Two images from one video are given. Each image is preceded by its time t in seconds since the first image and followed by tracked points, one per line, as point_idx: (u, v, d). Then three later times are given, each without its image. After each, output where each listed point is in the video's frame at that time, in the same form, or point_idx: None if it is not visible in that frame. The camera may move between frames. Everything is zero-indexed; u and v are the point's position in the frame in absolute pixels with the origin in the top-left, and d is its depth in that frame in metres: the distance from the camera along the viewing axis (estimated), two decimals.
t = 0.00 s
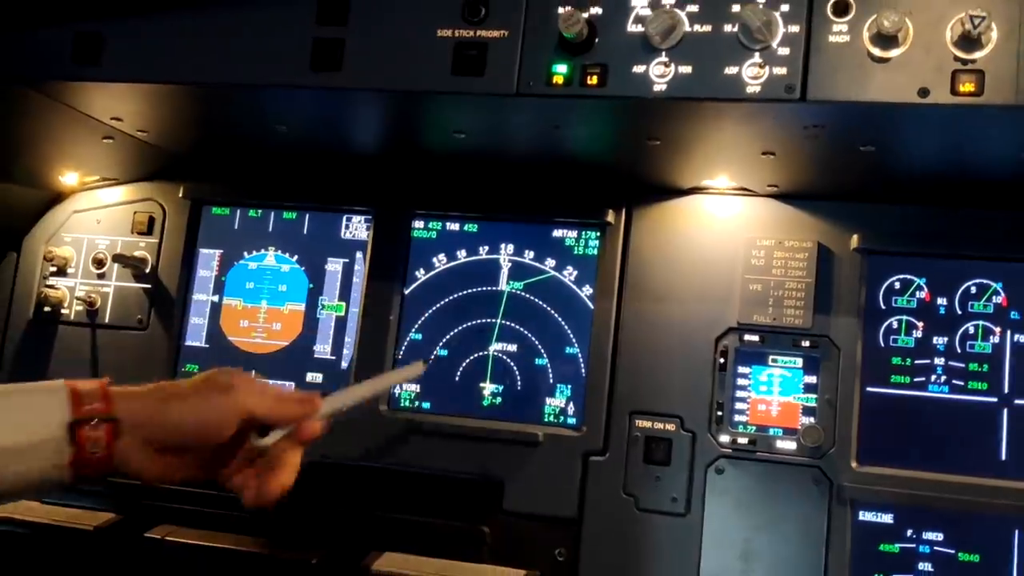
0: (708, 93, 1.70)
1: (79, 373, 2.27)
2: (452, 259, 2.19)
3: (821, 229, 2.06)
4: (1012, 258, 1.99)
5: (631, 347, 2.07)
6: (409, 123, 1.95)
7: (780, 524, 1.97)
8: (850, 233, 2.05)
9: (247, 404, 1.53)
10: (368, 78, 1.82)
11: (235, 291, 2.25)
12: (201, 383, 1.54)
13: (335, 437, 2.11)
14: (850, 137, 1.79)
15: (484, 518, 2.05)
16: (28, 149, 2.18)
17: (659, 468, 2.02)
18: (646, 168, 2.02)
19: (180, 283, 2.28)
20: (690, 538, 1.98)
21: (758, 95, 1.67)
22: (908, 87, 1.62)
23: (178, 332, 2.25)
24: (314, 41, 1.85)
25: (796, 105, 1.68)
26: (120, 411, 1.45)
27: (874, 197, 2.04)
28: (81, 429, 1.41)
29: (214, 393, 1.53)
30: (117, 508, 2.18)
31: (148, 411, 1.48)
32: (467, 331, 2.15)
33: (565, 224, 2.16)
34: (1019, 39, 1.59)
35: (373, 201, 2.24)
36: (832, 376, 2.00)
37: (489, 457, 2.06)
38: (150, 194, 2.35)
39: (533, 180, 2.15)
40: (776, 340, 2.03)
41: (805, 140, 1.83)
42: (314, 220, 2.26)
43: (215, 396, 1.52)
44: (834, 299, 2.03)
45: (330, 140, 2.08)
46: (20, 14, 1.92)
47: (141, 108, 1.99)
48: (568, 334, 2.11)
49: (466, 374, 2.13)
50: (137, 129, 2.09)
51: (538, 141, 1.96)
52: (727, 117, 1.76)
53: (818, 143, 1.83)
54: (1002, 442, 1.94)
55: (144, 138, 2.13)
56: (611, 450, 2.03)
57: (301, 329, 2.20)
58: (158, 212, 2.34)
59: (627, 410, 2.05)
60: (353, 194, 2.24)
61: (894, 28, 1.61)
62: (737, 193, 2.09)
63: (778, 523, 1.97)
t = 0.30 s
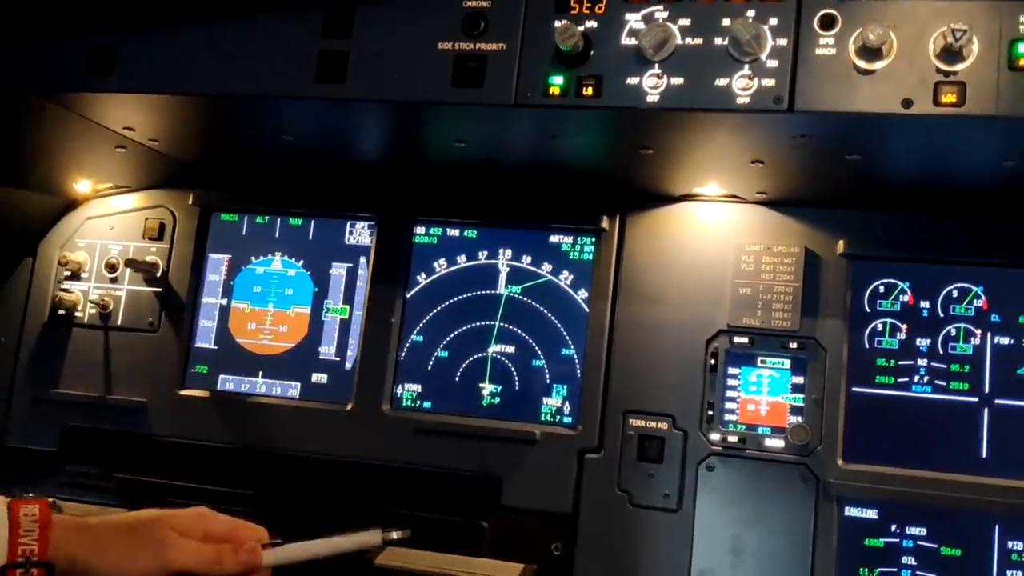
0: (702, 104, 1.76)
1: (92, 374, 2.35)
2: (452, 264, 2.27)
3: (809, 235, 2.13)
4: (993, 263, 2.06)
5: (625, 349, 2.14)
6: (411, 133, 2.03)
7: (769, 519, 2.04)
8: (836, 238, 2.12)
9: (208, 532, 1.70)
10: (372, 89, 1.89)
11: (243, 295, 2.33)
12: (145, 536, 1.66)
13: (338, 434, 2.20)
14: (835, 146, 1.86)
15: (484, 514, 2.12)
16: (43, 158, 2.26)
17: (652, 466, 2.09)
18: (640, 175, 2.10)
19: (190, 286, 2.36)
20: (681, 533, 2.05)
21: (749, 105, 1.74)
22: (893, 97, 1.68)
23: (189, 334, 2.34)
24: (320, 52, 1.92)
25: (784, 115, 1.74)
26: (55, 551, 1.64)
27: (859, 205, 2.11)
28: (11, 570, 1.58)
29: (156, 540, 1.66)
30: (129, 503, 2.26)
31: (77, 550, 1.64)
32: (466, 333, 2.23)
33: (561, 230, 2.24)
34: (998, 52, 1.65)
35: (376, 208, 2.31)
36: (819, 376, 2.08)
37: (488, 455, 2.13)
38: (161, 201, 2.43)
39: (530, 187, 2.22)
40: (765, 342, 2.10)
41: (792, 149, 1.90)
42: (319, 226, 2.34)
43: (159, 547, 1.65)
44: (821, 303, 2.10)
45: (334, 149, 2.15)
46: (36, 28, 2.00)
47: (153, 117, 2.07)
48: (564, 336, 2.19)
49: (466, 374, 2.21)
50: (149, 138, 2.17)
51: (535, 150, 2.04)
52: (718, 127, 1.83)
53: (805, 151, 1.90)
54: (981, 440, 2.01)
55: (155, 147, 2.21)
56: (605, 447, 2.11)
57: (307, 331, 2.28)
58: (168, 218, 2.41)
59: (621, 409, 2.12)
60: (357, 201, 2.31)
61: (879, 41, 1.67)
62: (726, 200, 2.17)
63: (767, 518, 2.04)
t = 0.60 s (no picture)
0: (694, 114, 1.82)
1: (104, 374, 2.42)
2: (453, 268, 2.34)
3: (797, 241, 2.21)
4: (976, 267, 2.13)
5: (619, 350, 2.22)
6: (413, 142, 2.10)
7: (758, 515, 2.11)
8: (823, 243, 2.20)
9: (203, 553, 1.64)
10: (375, 100, 1.96)
11: (250, 298, 2.40)
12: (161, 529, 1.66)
13: (343, 433, 2.27)
14: (822, 155, 1.93)
15: (483, 509, 2.19)
16: (56, 165, 2.33)
17: (645, 463, 2.16)
18: (634, 183, 2.17)
19: (199, 290, 2.43)
20: (674, 528, 2.13)
21: (739, 115, 1.80)
22: (878, 107, 1.75)
23: (198, 335, 2.41)
24: (325, 64, 1.99)
25: (774, 124, 1.81)
26: (70, 542, 1.65)
27: (846, 211, 2.19)
28: (29, 559, 1.63)
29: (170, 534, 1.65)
30: (140, 499, 2.34)
31: (96, 544, 1.64)
32: (467, 335, 2.30)
33: (558, 235, 2.31)
34: (980, 64, 1.72)
35: (378, 214, 2.39)
36: (808, 377, 2.15)
37: (488, 453, 2.21)
38: (171, 208, 2.51)
39: (528, 194, 2.30)
40: (755, 343, 2.17)
41: (781, 157, 1.97)
42: (324, 232, 2.42)
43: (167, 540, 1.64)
44: (808, 306, 2.18)
45: (338, 157, 2.23)
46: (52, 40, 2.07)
47: (164, 127, 2.14)
48: (561, 338, 2.26)
49: (466, 375, 2.28)
50: (159, 147, 2.25)
51: (533, 158, 2.11)
52: (710, 138, 1.90)
53: (794, 158, 1.96)
54: (964, 439, 2.09)
55: (165, 155, 2.29)
56: (601, 445, 2.18)
57: (312, 333, 2.36)
58: (178, 224, 2.49)
59: (616, 409, 2.20)
60: (360, 208, 2.39)
61: (865, 53, 1.74)
62: (717, 206, 2.24)
63: (757, 514, 2.11)
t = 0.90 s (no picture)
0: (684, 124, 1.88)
1: (117, 374, 2.51)
2: (453, 272, 2.42)
3: (785, 246, 2.29)
4: (958, 273, 2.21)
5: (613, 351, 2.30)
6: (415, 151, 2.17)
7: (748, 511, 2.18)
8: (811, 248, 2.28)
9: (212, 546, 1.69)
10: (377, 110, 2.02)
11: (257, 301, 2.49)
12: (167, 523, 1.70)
13: (346, 432, 2.35)
14: (809, 163, 1.99)
15: (482, 505, 2.27)
16: (71, 173, 2.41)
17: (639, 460, 2.24)
18: (628, 191, 2.25)
19: (208, 293, 2.52)
20: (666, 523, 2.21)
21: (730, 124, 1.85)
22: (863, 118, 1.80)
23: (207, 337, 2.49)
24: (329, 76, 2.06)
25: (763, 134, 1.86)
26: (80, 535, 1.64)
27: (834, 217, 2.26)
28: (41, 553, 1.58)
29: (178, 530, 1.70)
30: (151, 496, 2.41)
31: (105, 538, 1.65)
32: (466, 337, 2.38)
33: (555, 241, 2.38)
34: (962, 76, 1.77)
35: (381, 220, 2.46)
36: (796, 377, 2.22)
37: (487, 451, 2.29)
38: (181, 214, 2.60)
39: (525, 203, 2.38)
40: (745, 345, 2.25)
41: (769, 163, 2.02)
42: (328, 238, 2.49)
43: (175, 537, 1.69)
44: (796, 308, 2.25)
45: (342, 165, 2.30)
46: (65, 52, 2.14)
47: (174, 137, 2.22)
48: (557, 339, 2.34)
49: (465, 376, 2.36)
50: (170, 155, 2.32)
51: (531, 166, 2.18)
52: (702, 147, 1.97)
53: (783, 165, 2.01)
54: (947, 437, 2.15)
55: (175, 163, 2.36)
56: (596, 443, 2.26)
57: (317, 335, 2.44)
58: (188, 230, 2.58)
59: (611, 408, 2.28)
60: (363, 214, 2.47)
61: (852, 64, 1.79)
62: (709, 212, 2.31)
63: (747, 510, 2.19)
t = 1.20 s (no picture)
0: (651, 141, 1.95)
1: (119, 379, 2.66)
2: (433, 281, 2.61)
3: (741, 255, 2.47)
4: (901, 278, 2.39)
5: (582, 353, 2.50)
6: (398, 168, 2.33)
7: (705, 500, 2.37)
8: (764, 258, 2.46)
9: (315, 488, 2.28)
10: (359, 127, 2.12)
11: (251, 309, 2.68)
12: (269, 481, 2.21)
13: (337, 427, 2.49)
14: (767, 178, 2.11)
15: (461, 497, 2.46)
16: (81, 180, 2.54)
17: (606, 453, 2.43)
18: (594, 204, 2.43)
19: (208, 299, 2.71)
20: (631, 511, 2.40)
21: (689, 142, 1.93)
22: (812, 136, 1.89)
23: (206, 340, 2.69)
24: (314, 98, 2.14)
25: (719, 150, 1.94)
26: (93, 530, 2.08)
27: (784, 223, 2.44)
28: (54, 549, 2.02)
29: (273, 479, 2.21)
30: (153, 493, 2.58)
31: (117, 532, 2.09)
32: (445, 342, 2.55)
33: (528, 251, 2.58)
34: (904, 94, 1.85)
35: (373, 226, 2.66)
36: (750, 377, 2.40)
37: (466, 445, 2.48)
38: (179, 225, 2.79)
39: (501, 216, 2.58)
40: (703, 347, 2.43)
41: (729, 176, 2.12)
42: (317, 249, 2.68)
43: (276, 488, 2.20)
44: (750, 314, 2.42)
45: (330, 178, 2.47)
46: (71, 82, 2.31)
47: (177, 149, 2.35)
48: (530, 343, 2.52)
49: (446, 376, 2.54)
50: (172, 168, 2.49)
51: (505, 180, 2.34)
52: (666, 159, 2.03)
53: (742, 179, 2.13)
54: (888, 431, 2.33)
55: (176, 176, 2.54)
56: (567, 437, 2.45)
57: (306, 341, 2.62)
58: (186, 240, 2.77)
59: (580, 406, 2.48)
60: (354, 222, 2.67)
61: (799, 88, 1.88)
62: (671, 224, 2.51)
63: (704, 500, 2.37)
